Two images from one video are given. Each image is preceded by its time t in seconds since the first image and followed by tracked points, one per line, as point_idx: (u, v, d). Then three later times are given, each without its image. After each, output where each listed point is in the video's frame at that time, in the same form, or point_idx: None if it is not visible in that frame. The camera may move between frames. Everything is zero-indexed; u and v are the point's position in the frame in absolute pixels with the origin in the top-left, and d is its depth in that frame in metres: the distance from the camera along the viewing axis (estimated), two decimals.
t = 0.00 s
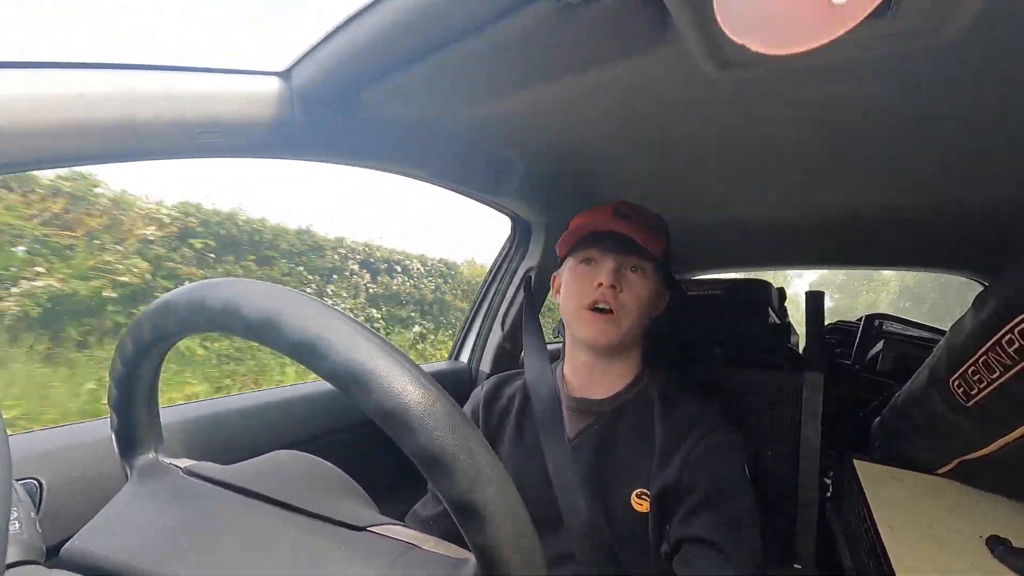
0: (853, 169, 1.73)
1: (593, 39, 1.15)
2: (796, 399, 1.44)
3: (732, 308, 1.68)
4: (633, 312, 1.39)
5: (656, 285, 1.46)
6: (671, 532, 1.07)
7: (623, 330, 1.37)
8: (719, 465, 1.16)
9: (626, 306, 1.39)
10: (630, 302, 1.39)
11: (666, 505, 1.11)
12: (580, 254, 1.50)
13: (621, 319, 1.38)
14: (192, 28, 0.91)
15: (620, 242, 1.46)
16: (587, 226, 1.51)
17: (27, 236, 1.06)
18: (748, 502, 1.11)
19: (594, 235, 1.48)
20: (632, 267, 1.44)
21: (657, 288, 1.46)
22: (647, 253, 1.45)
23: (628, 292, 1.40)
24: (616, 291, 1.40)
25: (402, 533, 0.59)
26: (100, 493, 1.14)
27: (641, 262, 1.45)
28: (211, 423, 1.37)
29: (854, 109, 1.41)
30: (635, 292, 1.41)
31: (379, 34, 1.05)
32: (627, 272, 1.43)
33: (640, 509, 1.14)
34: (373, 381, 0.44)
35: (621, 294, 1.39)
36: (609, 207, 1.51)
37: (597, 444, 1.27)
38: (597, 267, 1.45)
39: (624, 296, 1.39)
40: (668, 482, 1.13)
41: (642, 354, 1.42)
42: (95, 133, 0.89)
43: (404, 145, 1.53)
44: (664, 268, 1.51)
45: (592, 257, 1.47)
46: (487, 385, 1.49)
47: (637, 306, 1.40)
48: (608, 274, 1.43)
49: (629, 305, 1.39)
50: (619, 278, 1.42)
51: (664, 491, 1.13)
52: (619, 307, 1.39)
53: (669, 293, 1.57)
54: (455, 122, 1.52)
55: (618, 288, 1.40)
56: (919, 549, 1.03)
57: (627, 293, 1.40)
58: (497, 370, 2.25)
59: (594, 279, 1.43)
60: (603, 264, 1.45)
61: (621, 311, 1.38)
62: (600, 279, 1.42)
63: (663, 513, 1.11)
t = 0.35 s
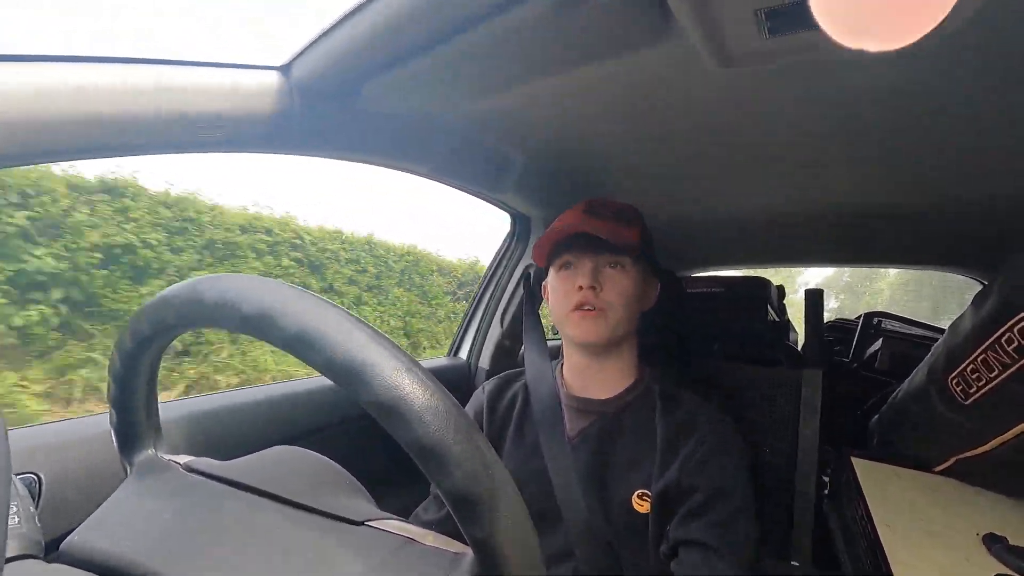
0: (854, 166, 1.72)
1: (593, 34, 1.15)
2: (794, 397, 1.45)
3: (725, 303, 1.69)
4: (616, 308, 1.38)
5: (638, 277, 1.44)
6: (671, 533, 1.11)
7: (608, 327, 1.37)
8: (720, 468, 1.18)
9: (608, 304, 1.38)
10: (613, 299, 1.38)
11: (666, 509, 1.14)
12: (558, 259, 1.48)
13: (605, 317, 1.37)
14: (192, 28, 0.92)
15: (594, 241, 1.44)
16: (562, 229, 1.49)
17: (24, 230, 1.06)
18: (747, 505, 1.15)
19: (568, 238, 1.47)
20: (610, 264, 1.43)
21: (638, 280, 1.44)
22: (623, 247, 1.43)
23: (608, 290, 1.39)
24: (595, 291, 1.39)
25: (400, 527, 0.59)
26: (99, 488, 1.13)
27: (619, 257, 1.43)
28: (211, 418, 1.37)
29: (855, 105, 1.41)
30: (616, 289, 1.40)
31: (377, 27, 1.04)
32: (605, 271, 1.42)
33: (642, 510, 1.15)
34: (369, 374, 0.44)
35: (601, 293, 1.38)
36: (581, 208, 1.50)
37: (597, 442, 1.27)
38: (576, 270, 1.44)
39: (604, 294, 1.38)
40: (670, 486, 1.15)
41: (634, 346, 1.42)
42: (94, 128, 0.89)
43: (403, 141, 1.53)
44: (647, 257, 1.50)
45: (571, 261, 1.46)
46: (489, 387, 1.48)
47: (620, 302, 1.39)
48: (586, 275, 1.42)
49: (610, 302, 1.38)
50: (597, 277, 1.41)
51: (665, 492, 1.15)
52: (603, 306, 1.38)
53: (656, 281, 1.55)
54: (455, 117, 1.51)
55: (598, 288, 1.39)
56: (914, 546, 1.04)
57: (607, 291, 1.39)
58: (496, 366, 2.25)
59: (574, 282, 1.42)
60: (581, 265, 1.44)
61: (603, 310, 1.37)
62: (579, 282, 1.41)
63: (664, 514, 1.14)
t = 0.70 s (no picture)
0: (849, 163, 1.73)
1: (588, 34, 1.15)
2: (793, 394, 1.45)
3: (728, 300, 1.68)
4: (623, 310, 1.37)
5: (645, 280, 1.43)
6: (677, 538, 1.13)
7: (614, 329, 1.35)
8: (725, 471, 1.17)
9: (615, 305, 1.36)
10: (620, 301, 1.37)
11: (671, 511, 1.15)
12: (565, 258, 1.47)
13: (611, 319, 1.36)
14: (191, 28, 0.92)
15: (602, 241, 1.42)
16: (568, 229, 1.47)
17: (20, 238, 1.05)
18: (754, 510, 1.14)
19: (575, 237, 1.45)
20: (618, 265, 1.42)
21: (645, 283, 1.43)
22: (631, 249, 1.42)
23: (615, 292, 1.38)
24: (602, 292, 1.37)
25: (399, 530, 0.59)
26: (98, 496, 1.13)
27: (627, 258, 1.42)
28: (209, 423, 1.36)
29: (849, 103, 1.41)
30: (623, 291, 1.38)
31: (372, 30, 1.04)
32: (613, 272, 1.41)
33: (645, 510, 1.17)
34: (370, 377, 0.44)
35: (609, 294, 1.37)
36: (589, 207, 1.48)
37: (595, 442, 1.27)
38: (583, 270, 1.42)
39: (611, 296, 1.37)
40: (676, 488, 1.16)
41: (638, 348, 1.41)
42: (87, 133, 0.88)
43: (400, 143, 1.53)
44: (653, 259, 1.48)
45: (577, 260, 1.44)
46: (487, 389, 1.47)
47: (627, 304, 1.38)
48: (594, 276, 1.40)
49: (617, 304, 1.37)
50: (605, 278, 1.39)
51: (670, 495, 1.16)
52: (610, 307, 1.36)
53: (661, 284, 1.54)
54: (451, 119, 1.51)
55: (605, 289, 1.38)
56: (914, 541, 1.04)
57: (615, 293, 1.38)
58: (495, 367, 2.25)
59: (581, 281, 1.41)
60: (588, 265, 1.42)
61: (610, 311, 1.36)
62: (586, 281, 1.39)
63: (670, 518, 1.15)
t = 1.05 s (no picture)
0: (851, 166, 1.73)
1: (589, 37, 1.15)
2: (794, 398, 1.45)
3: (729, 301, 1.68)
4: (617, 310, 1.37)
5: (637, 279, 1.44)
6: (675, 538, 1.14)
7: (610, 329, 1.35)
8: (725, 471, 1.18)
9: (609, 306, 1.37)
10: (614, 302, 1.37)
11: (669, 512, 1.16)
12: (557, 263, 1.47)
13: (606, 320, 1.36)
14: (192, 28, 0.92)
15: (592, 244, 1.42)
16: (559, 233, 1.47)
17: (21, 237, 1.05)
18: (752, 511, 1.14)
19: (566, 241, 1.45)
20: (610, 266, 1.42)
21: (638, 282, 1.43)
22: (623, 248, 1.42)
23: (608, 293, 1.38)
24: (596, 294, 1.37)
25: (400, 531, 0.59)
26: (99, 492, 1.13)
27: (618, 259, 1.43)
28: (210, 422, 1.37)
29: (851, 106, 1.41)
30: (616, 291, 1.39)
31: (373, 32, 1.04)
32: (605, 274, 1.41)
33: (644, 510, 1.18)
34: (373, 379, 0.44)
35: (602, 296, 1.37)
36: (577, 209, 1.48)
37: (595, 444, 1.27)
38: (576, 273, 1.42)
39: (604, 297, 1.37)
40: (674, 489, 1.17)
41: (636, 347, 1.41)
42: (89, 132, 0.88)
43: (401, 143, 1.53)
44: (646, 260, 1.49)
45: (569, 264, 1.44)
46: (488, 389, 1.48)
47: (620, 304, 1.38)
48: (586, 278, 1.40)
49: (611, 304, 1.37)
50: (597, 280, 1.40)
51: (669, 496, 1.17)
52: (604, 309, 1.36)
53: (655, 281, 1.54)
54: (452, 120, 1.51)
55: (598, 291, 1.38)
56: (912, 544, 1.04)
57: (608, 294, 1.38)
58: (495, 368, 2.25)
59: (574, 285, 1.41)
60: (581, 268, 1.42)
61: (605, 312, 1.36)
62: (579, 285, 1.40)
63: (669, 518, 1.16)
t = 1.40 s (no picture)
0: (850, 168, 1.73)
1: (590, 36, 1.15)
2: (791, 396, 1.44)
3: (729, 301, 1.67)
4: (618, 310, 1.38)
5: (641, 279, 1.44)
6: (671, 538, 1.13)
7: (610, 328, 1.36)
8: (724, 472, 1.17)
9: (610, 305, 1.38)
10: (617, 301, 1.38)
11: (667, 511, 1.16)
12: (563, 260, 1.49)
13: (608, 318, 1.37)
14: (192, 28, 0.91)
15: (597, 242, 1.44)
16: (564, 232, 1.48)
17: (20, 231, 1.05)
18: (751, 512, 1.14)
19: (572, 240, 1.46)
20: (614, 266, 1.43)
21: (641, 283, 1.44)
22: (626, 249, 1.43)
23: (610, 292, 1.39)
24: (597, 292, 1.38)
25: (397, 530, 0.58)
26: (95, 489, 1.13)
27: (623, 259, 1.44)
28: (206, 418, 1.36)
29: (852, 108, 1.41)
30: (619, 291, 1.40)
31: (373, 30, 1.04)
32: (609, 273, 1.42)
33: (642, 510, 1.18)
34: (371, 378, 0.44)
35: (604, 295, 1.38)
36: (584, 207, 1.50)
37: (593, 444, 1.28)
38: (580, 272, 1.44)
39: (606, 296, 1.38)
40: (672, 489, 1.16)
41: (636, 347, 1.42)
42: (90, 128, 0.88)
43: (402, 141, 1.53)
44: (650, 260, 1.49)
45: (575, 262, 1.46)
46: (487, 387, 1.48)
47: (623, 303, 1.39)
48: (589, 277, 1.41)
49: (613, 304, 1.38)
50: (600, 279, 1.41)
51: (666, 496, 1.16)
52: (606, 308, 1.37)
53: (659, 282, 1.55)
54: (453, 118, 1.51)
55: (600, 289, 1.39)
56: (909, 545, 1.04)
57: (610, 292, 1.39)
58: (494, 367, 2.24)
59: (577, 283, 1.42)
60: (585, 267, 1.44)
61: (605, 311, 1.37)
62: (581, 282, 1.41)
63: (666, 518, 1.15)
